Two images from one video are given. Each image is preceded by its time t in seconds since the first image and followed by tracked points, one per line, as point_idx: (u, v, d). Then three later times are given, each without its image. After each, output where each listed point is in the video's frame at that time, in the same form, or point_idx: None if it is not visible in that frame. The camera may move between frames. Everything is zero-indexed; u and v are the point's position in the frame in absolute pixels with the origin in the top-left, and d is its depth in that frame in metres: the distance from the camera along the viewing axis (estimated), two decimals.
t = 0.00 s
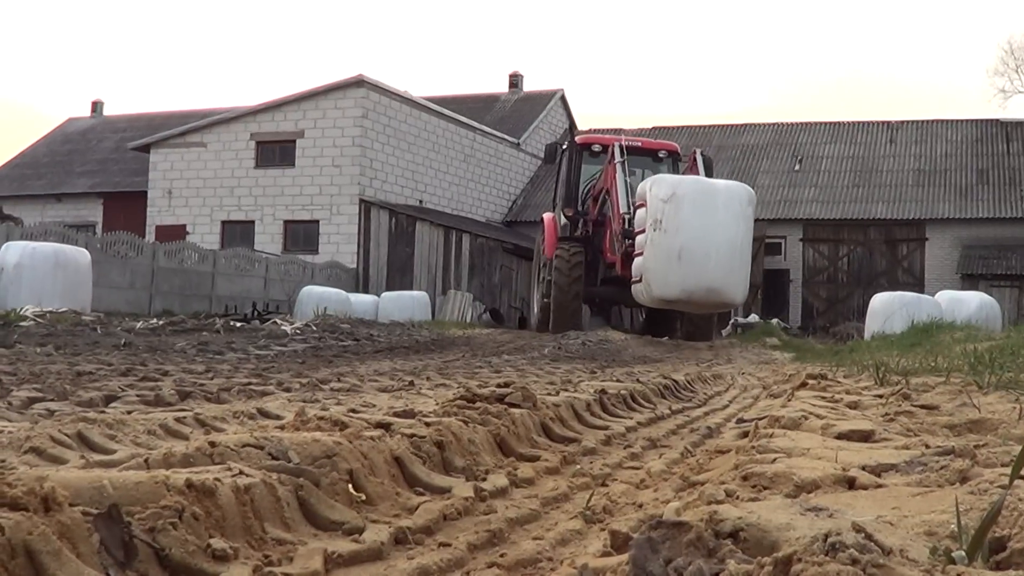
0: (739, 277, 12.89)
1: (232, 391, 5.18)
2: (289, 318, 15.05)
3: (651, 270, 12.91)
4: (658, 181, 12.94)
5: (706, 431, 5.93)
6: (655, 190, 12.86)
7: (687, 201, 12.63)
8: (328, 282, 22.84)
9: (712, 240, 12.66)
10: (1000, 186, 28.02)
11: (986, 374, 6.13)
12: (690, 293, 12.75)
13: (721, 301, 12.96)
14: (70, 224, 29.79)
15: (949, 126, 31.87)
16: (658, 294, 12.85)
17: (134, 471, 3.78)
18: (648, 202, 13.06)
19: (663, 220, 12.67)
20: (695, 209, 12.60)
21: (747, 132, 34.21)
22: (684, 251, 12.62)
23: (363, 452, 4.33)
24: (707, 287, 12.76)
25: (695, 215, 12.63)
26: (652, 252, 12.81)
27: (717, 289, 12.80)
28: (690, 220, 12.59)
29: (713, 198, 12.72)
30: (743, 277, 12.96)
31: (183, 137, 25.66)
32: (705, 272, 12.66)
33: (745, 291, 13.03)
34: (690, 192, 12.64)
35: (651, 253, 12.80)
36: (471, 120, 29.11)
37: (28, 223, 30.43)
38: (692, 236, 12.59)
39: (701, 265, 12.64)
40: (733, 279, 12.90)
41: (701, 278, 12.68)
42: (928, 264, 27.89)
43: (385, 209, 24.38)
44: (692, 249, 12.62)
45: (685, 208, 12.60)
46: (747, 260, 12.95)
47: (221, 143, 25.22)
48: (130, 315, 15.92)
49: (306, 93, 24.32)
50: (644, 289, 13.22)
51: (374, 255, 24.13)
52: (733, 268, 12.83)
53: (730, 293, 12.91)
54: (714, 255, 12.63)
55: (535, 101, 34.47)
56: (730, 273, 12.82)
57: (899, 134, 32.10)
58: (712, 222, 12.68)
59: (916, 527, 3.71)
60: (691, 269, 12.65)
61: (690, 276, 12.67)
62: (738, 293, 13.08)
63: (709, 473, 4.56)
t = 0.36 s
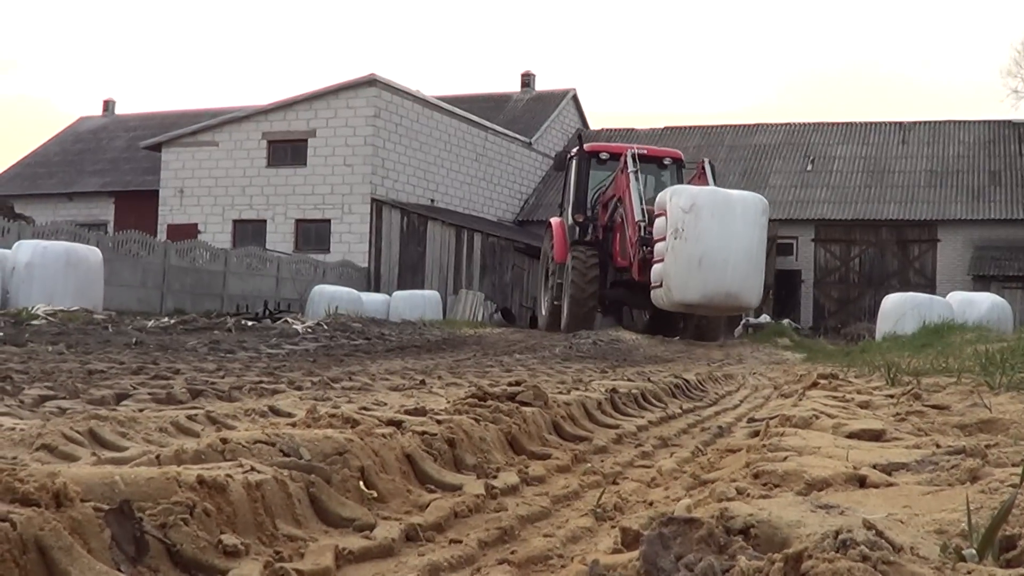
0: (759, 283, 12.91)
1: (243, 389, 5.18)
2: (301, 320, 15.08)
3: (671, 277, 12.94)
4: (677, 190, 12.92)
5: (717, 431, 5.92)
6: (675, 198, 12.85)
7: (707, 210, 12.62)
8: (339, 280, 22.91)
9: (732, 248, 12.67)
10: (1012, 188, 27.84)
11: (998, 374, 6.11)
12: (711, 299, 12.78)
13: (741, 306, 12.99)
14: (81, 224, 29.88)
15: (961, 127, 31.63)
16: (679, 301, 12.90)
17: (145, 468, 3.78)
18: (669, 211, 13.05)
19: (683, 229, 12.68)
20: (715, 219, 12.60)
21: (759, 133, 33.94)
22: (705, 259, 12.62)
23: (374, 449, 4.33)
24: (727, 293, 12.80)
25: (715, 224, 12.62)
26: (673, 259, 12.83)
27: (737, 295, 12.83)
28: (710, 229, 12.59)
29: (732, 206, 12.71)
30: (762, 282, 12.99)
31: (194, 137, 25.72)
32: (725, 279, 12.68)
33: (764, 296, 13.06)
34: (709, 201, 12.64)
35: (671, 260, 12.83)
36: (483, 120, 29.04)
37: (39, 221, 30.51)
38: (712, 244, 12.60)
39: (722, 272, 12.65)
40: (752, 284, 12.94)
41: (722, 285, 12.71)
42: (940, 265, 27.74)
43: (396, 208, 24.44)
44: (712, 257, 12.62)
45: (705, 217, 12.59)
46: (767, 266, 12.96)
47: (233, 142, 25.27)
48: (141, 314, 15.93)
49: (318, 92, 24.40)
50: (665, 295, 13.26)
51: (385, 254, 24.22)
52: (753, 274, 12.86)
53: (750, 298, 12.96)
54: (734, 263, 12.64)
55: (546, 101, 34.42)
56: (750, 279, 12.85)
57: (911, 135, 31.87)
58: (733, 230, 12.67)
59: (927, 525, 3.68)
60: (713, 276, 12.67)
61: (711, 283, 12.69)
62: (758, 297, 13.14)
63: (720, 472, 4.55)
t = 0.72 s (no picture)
0: (751, 287, 13.94)
1: (254, 389, 5.18)
2: (308, 315, 15.08)
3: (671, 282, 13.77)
4: (673, 202, 13.80)
5: (729, 426, 5.92)
6: (671, 210, 13.73)
7: (703, 219, 13.59)
8: (349, 279, 22.86)
9: (727, 254, 13.67)
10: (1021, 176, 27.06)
11: (1009, 365, 6.12)
12: (709, 303, 13.70)
13: (735, 309, 13.96)
14: (88, 225, 29.80)
15: (968, 117, 30.68)
16: (680, 305, 13.74)
17: (159, 470, 3.79)
18: (665, 221, 13.85)
19: (682, 237, 13.56)
20: (711, 227, 13.58)
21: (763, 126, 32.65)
22: (703, 264, 13.56)
23: (388, 449, 4.33)
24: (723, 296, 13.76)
25: (712, 233, 13.60)
26: (672, 265, 13.66)
27: (732, 298, 13.81)
28: (708, 237, 13.54)
29: (725, 215, 13.74)
30: (753, 286, 14.02)
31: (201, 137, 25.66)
32: (723, 283, 13.67)
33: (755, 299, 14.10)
34: (706, 212, 13.61)
35: (671, 267, 13.65)
36: (488, 117, 28.54)
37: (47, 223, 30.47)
38: (710, 251, 13.56)
39: (719, 276, 13.62)
40: (745, 288, 13.95)
41: (719, 288, 13.68)
42: (949, 256, 26.87)
43: (405, 207, 24.44)
44: (710, 262, 13.57)
45: (703, 226, 13.55)
46: (757, 272, 14.03)
47: (240, 143, 25.23)
48: (151, 315, 15.91)
49: (324, 91, 24.38)
50: (663, 299, 14.07)
51: (392, 250, 24.15)
52: (746, 277, 13.88)
53: (744, 300, 13.95)
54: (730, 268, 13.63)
55: (552, 96, 33.90)
56: (744, 282, 13.88)
57: (919, 125, 30.87)
58: (727, 238, 13.69)
59: (942, 518, 3.69)
60: (711, 280, 13.62)
61: (709, 287, 13.64)
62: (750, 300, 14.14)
63: (734, 467, 4.56)
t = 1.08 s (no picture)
0: (748, 286, 13.93)
1: (266, 388, 5.19)
2: (319, 314, 15.09)
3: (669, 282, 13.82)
4: (671, 204, 13.83)
5: (740, 425, 5.93)
6: (669, 211, 13.75)
7: (700, 220, 13.58)
8: (359, 279, 22.86)
9: (724, 254, 13.66)
10: None
11: (1021, 365, 6.12)
12: (706, 302, 13.73)
13: (732, 307, 13.98)
14: (100, 226, 29.79)
15: (979, 117, 30.57)
16: (678, 304, 13.79)
17: (172, 469, 3.79)
18: (664, 222, 13.89)
19: (679, 239, 13.57)
20: (708, 228, 13.56)
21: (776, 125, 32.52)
22: (701, 264, 13.56)
23: (400, 448, 4.33)
24: (720, 295, 13.78)
25: (708, 234, 13.58)
26: (671, 265, 13.70)
27: (728, 297, 13.82)
28: (704, 238, 13.54)
29: (722, 216, 13.72)
30: (749, 285, 14.02)
31: (211, 137, 25.60)
32: (719, 282, 13.66)
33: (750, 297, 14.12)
34: (702, 213, 13.61)
35: (669, 267, 13.70)
36: (499, 116, 28.47)
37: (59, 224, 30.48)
38: (707, 251, 13.55)
39: (716, 276, 13.62)
40: (742, 286, 13.96)
41: (716, 287, 13.69)
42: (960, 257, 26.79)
43: (416, 207, 24.43)
44: (707, 263, 13.57)
45: (699, 227, 13.55)
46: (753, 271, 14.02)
47: (251, 143, 25.18)
48: (162, 314, 15.92)
49: (334, 91, 24.37)
50: (663, 298, 14.12)
51: (403, 250, 24.11)
52: (743, 277, 13.89)
53: (741, 299, 13.96)
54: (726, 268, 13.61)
55: (562, 96, 33.83)
56: (741, 281, 13.88)
57: (930, 125, 30.79)
58: (724, 238, 13.66)
59: (955, 518, 3.68)
60: (708, 280, 13.62)
61: (706, 287, 13.65)
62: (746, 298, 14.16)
63: (746, 466, 4.56)
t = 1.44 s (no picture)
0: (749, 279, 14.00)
1: (282, 385, 5.19)
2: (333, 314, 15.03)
3: (671, 276, 13.86)
4: (673, 201, 13.85)
5: (757, 421, 5.92)
6: (671, 207, 13.76)
7: (703, 216, 13.61)
8: (373, 276, 22.36)
9: (725, 249, 13.71)
10: None
11: None
12: (708, 296, 13.78)
13: (733, 300, 14.04)
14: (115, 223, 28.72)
15: (997, 112, 28.60)
16: (681, 298, 13.82)
17: (191, 464, 3.79)
18: (667, 219, 13.91)
19: (682, 234, 13.60)
20: (711, 224, 13.60)
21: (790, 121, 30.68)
22: (703, 259, 13.60)
23: (418, 443, 4.33)
24: (721, 288, 13.84)
25: (711, 230, 13.61)
26: (673, 260, 13.74)
27: (730, 290, 13.88)
28: (706, 234, 13.57)
29: (724, 212, 13.76)
30: (750, 278, 14.10)
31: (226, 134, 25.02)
32: (721, 277, 13.71)
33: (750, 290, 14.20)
34: (704, 210, 13.63)
35: (671, 261, 13.74)
36: (513, 112, 27.80)
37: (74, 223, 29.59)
38: (709, 246, 13.58)
39: (718, 270, 13.67)
40: (743, 280, 14.03)
41: (717, 282, 13.75)
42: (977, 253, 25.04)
43: (430, 203, 23.85)
44: (709, 258, 13.61)
45: (702, 223, 13.57)
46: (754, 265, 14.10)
47: (266, 140, 24.53)
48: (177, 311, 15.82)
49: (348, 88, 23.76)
50: (666, 292, 14.16)
51: (419, 247, 23.60)
52: (744, 271, 13.94)
53: (742, 292, 14.03)
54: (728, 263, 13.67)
55: (577, 93, 32.61)
56: (742, 275, 13.93)
57: (945, 121, 28.82)
58: (726, 234, 13.69)
59: (974, 513, 3.67)
60: (709, 275, 13.67)
61: (708, 281, 13.70)
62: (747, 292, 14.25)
63: (764, 462, 4.56)
